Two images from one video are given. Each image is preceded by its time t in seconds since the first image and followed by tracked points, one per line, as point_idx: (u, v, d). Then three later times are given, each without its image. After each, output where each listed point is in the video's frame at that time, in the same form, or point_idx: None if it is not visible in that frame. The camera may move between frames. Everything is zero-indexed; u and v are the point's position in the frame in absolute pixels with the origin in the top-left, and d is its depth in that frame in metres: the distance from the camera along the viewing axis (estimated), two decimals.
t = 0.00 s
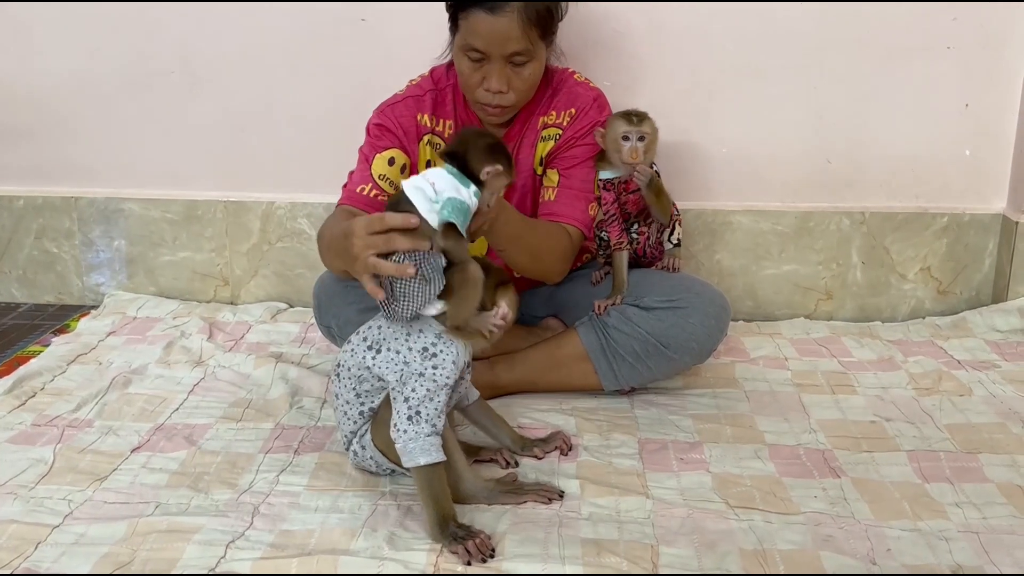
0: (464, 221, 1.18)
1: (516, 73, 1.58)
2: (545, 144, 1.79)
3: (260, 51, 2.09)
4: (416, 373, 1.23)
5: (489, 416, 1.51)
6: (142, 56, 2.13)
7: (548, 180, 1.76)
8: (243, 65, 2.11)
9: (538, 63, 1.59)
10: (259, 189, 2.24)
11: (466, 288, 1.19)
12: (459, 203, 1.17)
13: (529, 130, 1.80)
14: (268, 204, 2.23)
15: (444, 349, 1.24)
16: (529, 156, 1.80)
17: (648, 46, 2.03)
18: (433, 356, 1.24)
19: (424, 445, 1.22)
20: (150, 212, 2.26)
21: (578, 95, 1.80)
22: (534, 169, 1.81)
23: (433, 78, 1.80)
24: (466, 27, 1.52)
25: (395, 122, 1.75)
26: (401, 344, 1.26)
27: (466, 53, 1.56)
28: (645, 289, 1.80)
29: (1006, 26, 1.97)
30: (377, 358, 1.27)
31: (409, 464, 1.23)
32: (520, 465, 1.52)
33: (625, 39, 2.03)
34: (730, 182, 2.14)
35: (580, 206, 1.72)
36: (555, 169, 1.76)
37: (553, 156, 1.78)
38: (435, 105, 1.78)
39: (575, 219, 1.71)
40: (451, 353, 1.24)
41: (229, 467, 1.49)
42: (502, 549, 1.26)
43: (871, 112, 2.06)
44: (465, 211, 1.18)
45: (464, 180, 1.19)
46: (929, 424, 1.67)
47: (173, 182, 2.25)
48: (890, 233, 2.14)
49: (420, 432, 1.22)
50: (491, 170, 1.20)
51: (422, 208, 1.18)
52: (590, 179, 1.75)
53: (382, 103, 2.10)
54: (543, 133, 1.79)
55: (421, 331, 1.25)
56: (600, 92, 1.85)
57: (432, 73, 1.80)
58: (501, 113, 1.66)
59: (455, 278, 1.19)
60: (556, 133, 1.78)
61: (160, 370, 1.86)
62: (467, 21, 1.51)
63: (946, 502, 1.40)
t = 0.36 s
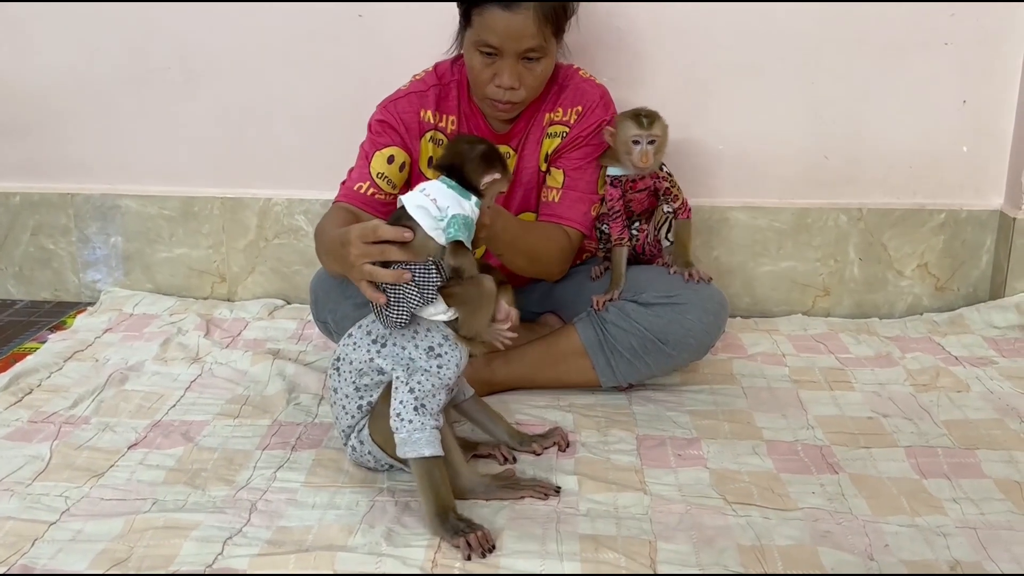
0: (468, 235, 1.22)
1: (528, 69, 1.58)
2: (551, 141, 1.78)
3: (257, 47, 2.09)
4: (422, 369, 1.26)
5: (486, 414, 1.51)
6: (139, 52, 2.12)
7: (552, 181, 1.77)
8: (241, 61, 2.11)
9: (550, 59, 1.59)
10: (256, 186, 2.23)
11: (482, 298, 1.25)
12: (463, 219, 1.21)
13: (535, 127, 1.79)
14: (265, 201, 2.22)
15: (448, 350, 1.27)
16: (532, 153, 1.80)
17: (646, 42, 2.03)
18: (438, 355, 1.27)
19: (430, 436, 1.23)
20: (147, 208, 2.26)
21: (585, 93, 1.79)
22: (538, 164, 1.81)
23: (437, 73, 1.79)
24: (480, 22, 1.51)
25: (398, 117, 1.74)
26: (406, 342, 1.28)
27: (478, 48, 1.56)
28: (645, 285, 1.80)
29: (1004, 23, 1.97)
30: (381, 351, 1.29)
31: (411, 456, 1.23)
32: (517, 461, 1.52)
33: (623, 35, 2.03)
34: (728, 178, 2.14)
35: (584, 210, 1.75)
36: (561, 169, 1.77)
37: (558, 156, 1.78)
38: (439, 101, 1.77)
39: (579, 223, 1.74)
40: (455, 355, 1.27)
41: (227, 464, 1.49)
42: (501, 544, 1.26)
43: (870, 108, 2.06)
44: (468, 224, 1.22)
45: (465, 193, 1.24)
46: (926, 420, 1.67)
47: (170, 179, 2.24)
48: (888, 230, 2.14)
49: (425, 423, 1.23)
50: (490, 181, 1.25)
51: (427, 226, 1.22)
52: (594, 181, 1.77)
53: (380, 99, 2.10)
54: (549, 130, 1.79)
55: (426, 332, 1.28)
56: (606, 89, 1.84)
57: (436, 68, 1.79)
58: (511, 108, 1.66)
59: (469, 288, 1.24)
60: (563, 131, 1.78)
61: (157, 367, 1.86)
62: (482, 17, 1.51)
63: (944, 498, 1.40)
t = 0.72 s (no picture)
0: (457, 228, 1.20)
1: (521, 64, 1.57)
2: (552, 138, 1.79)
3: (254, 43, 2.09)
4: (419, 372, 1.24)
5: (485, 411, 1.51)
6: (135, 48, 2.12)
7: (562, 183, 1.80)
8: (237, 57, 2.10)
9: (543, 54, 1.59)
10: (253, 182, 2.23)
11: (479, 294, 1.21)
12: (451, 208, 1.20)
13: (532, 123, 1.79)
14: (262, 197, 2.22)
15: (447, 353, 1.25)
16: (530, 148, 1.80)
17: (643, 38, 2.03)
18: (436, 358, 1.25)
19: (427, 439, 1.22)
20: (143, 204, 2.25)
21: (582, 87, 1.79)
22: (535, 160, 1.80)
23: (430, 70, 1.79)
24: (473, 17, 1.51)
25: (393, 114, 1.74)
26: (404, 345, 1.26)
27: (471, 43, 1.55)
28: (641, 279, 1.80)
29: (1000, 18, 1.97)
30: (379, 356, 1.28)
31: (409, 459, 1.22)
32: (515, 457, 1.51)
33: (620, 31, 2.03)
34: (725, 175, 2.14)
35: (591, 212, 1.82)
36: (569, 172, 1.79)
37: (564, 156, 1.80)
38: (432, 97, 1.77)
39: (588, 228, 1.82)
40: (454, 358, 1.26)
41: (224, 460, 1.48)
42: (500, 540, 1.26)
43: (867, 104, 2.06)
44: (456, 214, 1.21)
45: (450, 185, 1.22)
46: (923, 416, 1.67)
47: (166, 175, 2.24)
48: (885, 226, 2.14)
49: (423, 426, 1.23)
50: (474, 178, 1.23)
51: (414, 217, 1.21)
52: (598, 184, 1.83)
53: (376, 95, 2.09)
54: (548, 126, 1.79)
55: (424, 334, 1.26)
56: (600, 82, 1.85)
57: (429, 64, 1.79)
58: (505, 104, 1.66)
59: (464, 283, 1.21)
60: (564, 128, 1.78)
61: (153, 363, 1.85)
62: (474, 13, 1.50)
63: (941, 493, 1.40)
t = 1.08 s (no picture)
0: (441, 220, 1.17)
1: (511, 58, 1.57)
2: (547, 133, 1.79)
3: (249, 40, 2.08)
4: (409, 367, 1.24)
5: (483, 408, 1.51)
6: (130, 45, 2.11)
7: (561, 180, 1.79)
8: (232, 54, 2.10)
9: (533, 47, 1.59)
10: (248, 178, 2.22)
11: (456, 288, 1.19)
12: (434, 201, 1.18)
13: (526, 118, 1.79)
14: (257, 194, 2.21)
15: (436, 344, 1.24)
16: (524, 143, 1.79)
17: (638, 35, 2.03)
18: (425, 351, 1.24)
19: (420, 435, 1.22)
20: (138, 201, 2.25)
21: (575, 81, 1.79)
22: (530, 155, 1.80)
23: (423, 68, 1.79)
24: (462, 13, 1.50)
25: (388, 112, 1.73)
26: (392, 339, 1.25)
27: (461, 38, 1.55)
28: (638, 275, 1.79)
29: (996, 15, 1.97)
30: (368, 350, 1.27)
31: (403, 456, 1.22)
32: (512, 454, 1.51)
33: (615, 28, 2.03)
34: (722, 172, 2.14)
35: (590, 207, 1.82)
36: (567, 169, 1.79)
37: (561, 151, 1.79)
38: (427, 95, 1.77)
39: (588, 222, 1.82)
40: (444, 349, 1.25)
41: (220, 457, 1.48)
42: (496, 536, 1.26)
43: (863, 100, 2.05)
44: (440, 206, 1.18)
45: (438, 178, 1.20)
46: (920, 412, 1.67)
47: (161, 172, 2.23)
48: (881, 223, 2.14)
49: (415, 421, 1.22)
50: (464, 172, 1.20)
51: (399, 212, 1.20)
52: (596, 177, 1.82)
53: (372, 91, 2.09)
54: (542, 120, 1.79)
55: (411, 326, 1.25)
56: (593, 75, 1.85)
57: (421, 63, 1.79)
58: (495, 99, 1.66)
59: (445, 277, 1.19)
60: (557, 121, 1.78)
61: (148, 361, 1.85)
62: (462, 8, 1.50)
63: (937, 489, 1.40)
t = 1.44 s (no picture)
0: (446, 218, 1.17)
1: (508, 55, 1.57)
2: (535, 126, 1.78)
3: (245, 37, 2.08)
4: (403, 366, 1.23)
5: (478, 407, 1.51)
6: (126, 42, 2.11)
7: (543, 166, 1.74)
8: (227, 52, 2.09)
9: (531, 45, 1.59)
10: (245, 177, 2.22)
11: (455, 287, 1.20)
12: (439, 200, 1.17)
13: (518, 114, 1.79)
14: (253, 192, 2.21)
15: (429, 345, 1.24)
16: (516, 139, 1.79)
17: (635, 33, 2.03)
18: (418, 351, 1.24)
19: (414, 436, 1.21)
20: (134, 200, 2.24)
21: (568, 78, 1.78)
22: (523, 151, 1.80)
23: (421, 64, 1.79)
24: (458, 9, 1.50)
25: (386, 107, 1.74)
26: (385, 339, 1.25)
27: (458, 34, 1.55)
28: (635, 275, 1.78)
29: (992, 13, 1.97)
30: (361, 351, 1.27)
31: (398, 457, 1.22)
32: (508, 452, 1.51)
33: (612, 26, 2.02)
34: (718, 170, 2.14)
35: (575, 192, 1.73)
36: (545, 152, 1.74)
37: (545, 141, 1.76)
38: (424, 91, 1.77)
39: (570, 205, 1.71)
40: (437, 350, 1.24)
41: (216, 456, 1.48)
42: (492, 535, 1.26)
43: (859, 98, 2.06)
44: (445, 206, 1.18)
45: (441, 179, 1.20)
46: (916, 410, 1.67)
47: (156, 170, 2.23)
48: (877, 221, 2.14)
49: (409, 423, 1.22)
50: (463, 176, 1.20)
51: (402, 208, 1.19)
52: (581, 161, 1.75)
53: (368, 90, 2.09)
54: (532, 115, 1.78)
55: (405, 327, 1.25)
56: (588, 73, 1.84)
57: (419, 58, 1.80)
58: (494, 96, 1.65)
59: (444, 276, 1.20)
60: (546, 115, 1.77)
61: (144, 359, 1.85)
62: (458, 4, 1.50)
63: (934, 487, 1.40)
